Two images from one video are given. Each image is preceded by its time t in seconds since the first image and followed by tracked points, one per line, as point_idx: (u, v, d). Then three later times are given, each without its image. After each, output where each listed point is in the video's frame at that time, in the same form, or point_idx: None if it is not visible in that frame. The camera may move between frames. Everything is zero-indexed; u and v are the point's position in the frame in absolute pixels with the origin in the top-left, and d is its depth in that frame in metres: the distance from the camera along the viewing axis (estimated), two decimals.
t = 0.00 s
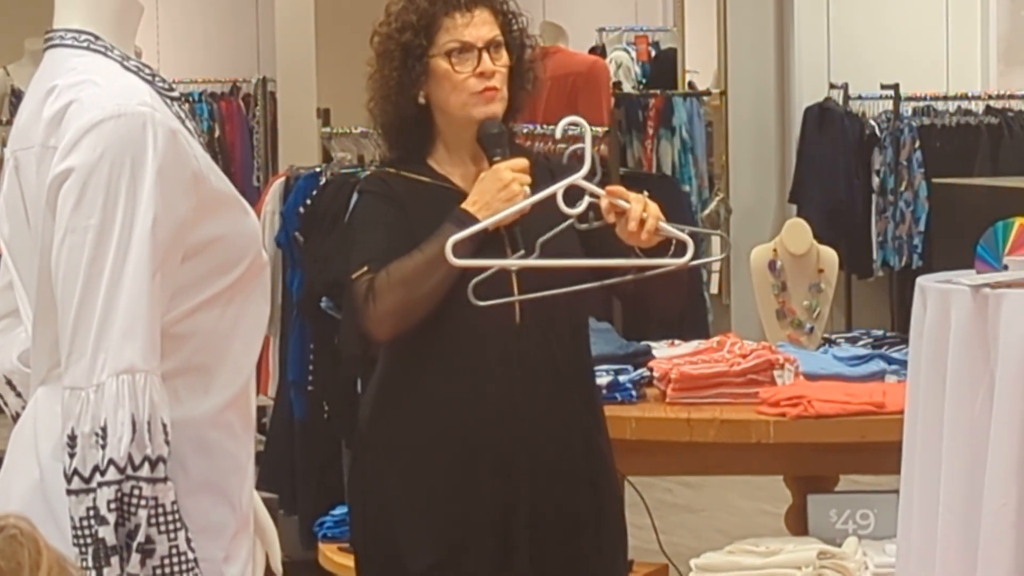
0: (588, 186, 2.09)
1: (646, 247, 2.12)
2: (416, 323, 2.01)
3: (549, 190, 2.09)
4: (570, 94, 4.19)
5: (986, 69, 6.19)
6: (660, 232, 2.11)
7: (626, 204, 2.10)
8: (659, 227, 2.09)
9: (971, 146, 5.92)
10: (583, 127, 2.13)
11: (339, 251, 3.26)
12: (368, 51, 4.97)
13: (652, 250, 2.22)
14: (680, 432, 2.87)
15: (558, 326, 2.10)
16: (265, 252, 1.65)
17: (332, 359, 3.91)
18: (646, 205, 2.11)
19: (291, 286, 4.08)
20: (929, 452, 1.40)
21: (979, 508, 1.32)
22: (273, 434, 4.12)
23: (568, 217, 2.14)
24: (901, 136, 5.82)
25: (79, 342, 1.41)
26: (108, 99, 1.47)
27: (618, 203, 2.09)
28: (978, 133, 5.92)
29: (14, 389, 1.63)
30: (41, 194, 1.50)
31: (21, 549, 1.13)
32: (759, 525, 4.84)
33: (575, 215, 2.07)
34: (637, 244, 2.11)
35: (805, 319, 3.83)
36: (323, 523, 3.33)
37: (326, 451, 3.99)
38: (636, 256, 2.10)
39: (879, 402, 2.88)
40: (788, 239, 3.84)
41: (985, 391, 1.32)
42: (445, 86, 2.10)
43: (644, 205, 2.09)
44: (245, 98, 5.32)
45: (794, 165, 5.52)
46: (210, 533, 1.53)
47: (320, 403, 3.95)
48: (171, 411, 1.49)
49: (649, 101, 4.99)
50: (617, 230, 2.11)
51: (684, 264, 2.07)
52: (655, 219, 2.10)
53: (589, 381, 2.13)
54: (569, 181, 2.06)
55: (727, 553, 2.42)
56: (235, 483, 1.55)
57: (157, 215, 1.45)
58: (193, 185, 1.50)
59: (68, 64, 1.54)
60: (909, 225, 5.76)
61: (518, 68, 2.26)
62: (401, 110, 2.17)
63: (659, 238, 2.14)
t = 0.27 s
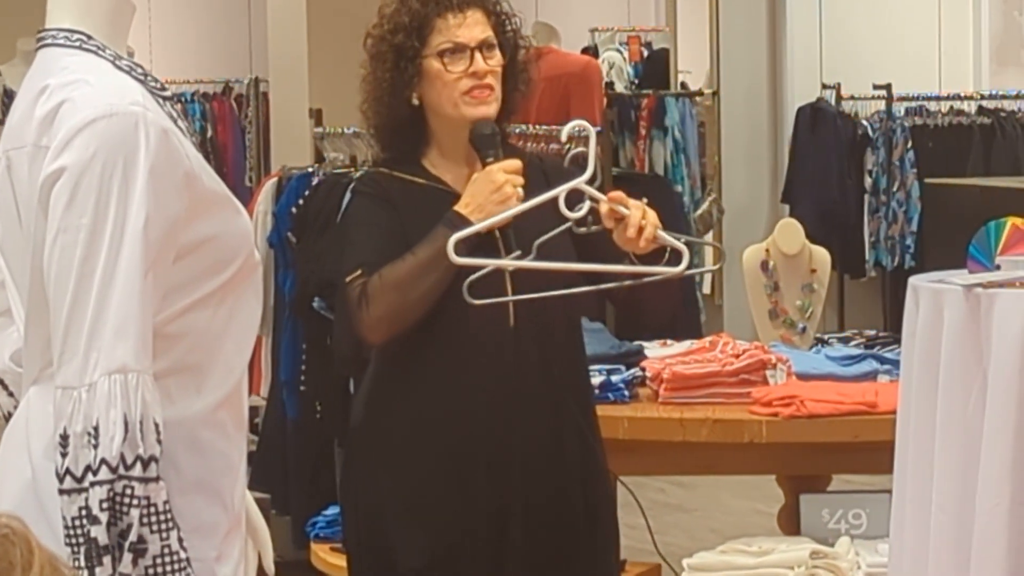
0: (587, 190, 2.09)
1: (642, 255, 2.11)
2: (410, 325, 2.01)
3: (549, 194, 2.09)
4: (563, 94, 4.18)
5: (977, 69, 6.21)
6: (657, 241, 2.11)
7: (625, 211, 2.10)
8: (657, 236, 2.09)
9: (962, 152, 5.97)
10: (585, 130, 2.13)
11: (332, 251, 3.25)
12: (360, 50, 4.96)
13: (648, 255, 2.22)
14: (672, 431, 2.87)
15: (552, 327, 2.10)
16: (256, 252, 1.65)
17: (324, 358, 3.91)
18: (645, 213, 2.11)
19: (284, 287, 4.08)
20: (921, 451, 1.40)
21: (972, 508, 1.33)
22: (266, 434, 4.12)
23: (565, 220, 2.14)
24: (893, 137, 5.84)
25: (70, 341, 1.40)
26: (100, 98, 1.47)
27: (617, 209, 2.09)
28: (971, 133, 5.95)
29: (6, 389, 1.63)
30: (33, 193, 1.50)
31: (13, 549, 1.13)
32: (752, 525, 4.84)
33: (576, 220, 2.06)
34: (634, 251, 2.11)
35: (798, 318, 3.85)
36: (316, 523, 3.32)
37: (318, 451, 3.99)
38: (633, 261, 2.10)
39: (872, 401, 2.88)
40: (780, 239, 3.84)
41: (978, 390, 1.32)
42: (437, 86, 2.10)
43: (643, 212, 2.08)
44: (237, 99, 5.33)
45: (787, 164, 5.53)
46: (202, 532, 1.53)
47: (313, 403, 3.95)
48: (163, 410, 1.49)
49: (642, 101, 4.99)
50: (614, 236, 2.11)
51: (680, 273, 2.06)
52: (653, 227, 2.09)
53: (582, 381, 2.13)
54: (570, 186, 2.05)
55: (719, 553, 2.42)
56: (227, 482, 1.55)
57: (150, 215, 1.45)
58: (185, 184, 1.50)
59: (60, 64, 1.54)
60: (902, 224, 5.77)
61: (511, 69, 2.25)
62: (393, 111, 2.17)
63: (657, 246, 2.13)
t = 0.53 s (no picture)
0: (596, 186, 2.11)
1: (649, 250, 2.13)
2: (410, 323, 2.01)
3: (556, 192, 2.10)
4: (560, 92, 4.18)
5: (976, 67, 6.21)
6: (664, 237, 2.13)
7: (633, 207, 2.11)
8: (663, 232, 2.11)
9: (960, 150, 5.95)
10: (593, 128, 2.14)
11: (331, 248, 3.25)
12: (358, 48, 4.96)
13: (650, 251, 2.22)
14: (670, 429, 2.88)
15: (551, 325, 2.10)
16: (256, 249, 1.65)
17: (321, 357, 3.92)
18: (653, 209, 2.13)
19: (282, 285, 4.08)
20: (920, 448, 1.40)
21: (971, 505, 1.33)
22: (264, 432, 4.12)
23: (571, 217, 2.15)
24: (891, 135, 5.84)
25: (70, 338, 1.40)
26: (99, 96, 1.47)
27: (626, 205, 2.11)
28: (968, 131, 5.93)
29: (5, 386, 1.63)
30: (32, 191, 1.50)
31: (13, 546, 1.13)
32: (749, 523, 4.84)
33: (584, 215, 2.09)
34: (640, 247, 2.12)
35: (796, 316, 3.85)
36: (314, 521, 3.32)
37: (316, 450, 3.99)
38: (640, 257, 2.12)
39: (870, 399, 2.89)
40: (778, 236, 3.84)
41: (976, 388, 1.33)
42: (435, 82, 2.11)
43: (652, 209, 2.10)
44: (235, 97, 5.31)
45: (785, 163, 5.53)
46: (201, 529, 1.53)
47: (310, 401, 3.95)
48: (162, 408, 1.49)
49: (639, 99, 5.02)
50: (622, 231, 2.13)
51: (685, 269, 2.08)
52: (661, 223, 2.11)
53: (580, 379, 2.13)
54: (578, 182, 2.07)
55: (718, 551, 2.42)
56: (226, 479, 1.55)
57: (149, 211, 1.45)
58: (184, 182, 1.50)
59: (59, 62, 1.54)
60: (900, 223, 5.78)
61: (510, 65, 2.25)
62: (393, 108, 2.17)
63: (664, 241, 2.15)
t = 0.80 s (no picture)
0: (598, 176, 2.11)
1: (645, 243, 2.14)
2: (408, 320, 2.01)
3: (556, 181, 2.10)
4: (559, 90, 4.18)
5: (974, 66, 6.21)
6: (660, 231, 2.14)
7: (633, 199, 2.12)
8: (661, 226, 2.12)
9: (959, 145, 5.93)
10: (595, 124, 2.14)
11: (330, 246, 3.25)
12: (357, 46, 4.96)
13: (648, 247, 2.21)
14: (669, 427, 2.88)
15: (550, 322, 2.10)
16: (255, 245, 1.64)
17: (319, 355, 3.92)
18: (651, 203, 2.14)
19: (280, 283, 4.08)
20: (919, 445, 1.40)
21: (970, 503, 1.33)
22: (262, 430, 4.12)
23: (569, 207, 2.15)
24: (890, 133, 5.84)
25: (69, 334, 1.40)
26: (98, 91, 1.47)
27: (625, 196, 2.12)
28: (966, 129, 5.91)
29: (3, 382, 1.63)
30: (31, 186, 1.50)
31: (13, 541, 1.13)
32: (748, 521, 4.84)
33: (585, 204, 2.09)
34: (637, 239, 2.13)
35: (795, 314, 3.85)
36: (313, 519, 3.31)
37: (315, 448, 3.99)
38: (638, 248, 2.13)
39: (869, 397, 2.89)
40: (776, 234, 3.84)
41: (976, 385, 1.33)
42: (436, 83, 2.10)
43: (651, 202, 2.11)
44: (234, 95, 5.31)
45: (783, 163, 5.54)
46: (201, 525, 1.52)
47: (309, 399, 3.96)
48: (161, 404, 1.49)
49: (637, 97, 5.01)
50: (619, 222, 2.14)
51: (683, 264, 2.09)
52: (659, 217, 2.12)
53: (580, 377, 2.13)
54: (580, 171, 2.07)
55: (717, 549, 2.42)
56: (225, 476, 1.55)
57: (148, 207, 1.44)
58: (184, 177, 1.50)
59: (58, 57, 1.53)
60: (898, 221, 5.79)
61: (511, 65, 2.25)
62: (393, 105, 2.17)
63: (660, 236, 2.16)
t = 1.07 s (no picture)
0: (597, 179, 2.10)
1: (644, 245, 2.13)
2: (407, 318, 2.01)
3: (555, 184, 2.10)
4: (559, 89, 4.18)
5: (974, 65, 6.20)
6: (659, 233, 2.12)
7: (632, 202, 2.11)
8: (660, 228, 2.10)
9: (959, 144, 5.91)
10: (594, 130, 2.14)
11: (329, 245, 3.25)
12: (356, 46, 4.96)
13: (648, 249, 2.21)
14: (669, 426, 2.88)
15: (549, 320, 2.10)
16: (254, 244, 1.64)
17: (319, 354, 3.92)
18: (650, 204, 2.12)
19: (280, 282, 4.09)
20: (918, 444, 1.40)
21: (970, 502, 1.33)
22: (261, 429, 4.12)
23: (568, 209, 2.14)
24: (889, 132, 5.83)
25: (68, 333, 1.40)
26: (97, 89, 1.47)
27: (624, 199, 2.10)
28: (966, 128, 5.91)
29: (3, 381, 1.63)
30: (30, 185, 1.50)
31: (13, 539, 1.13)
32: (747, 520, 4.84)
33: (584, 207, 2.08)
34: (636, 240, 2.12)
35: (794, 313, 3.84)
36: (312, 519, 3.31)
37: (315, 447, 3.99)
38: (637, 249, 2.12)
39: (869, 396, 2.89)
40: (776, 233, 3.84)
41: (975, 384, 1.32)
42: (434, 78, 2.10)
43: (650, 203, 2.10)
44: (233, 95, 5.31)
45: (782, 163, 5.56)
46: (200, 524, 1.52)
47: (309, 399, 3.96)
48: (160, 402, 1.49)
49: (637, 97, 5.00)
50: (618, 224, 2.12)
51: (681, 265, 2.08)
52: (658, 218, 2.11)
53: (579, 376, 2.13)
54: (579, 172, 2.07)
55: (716, 548, 2.42)
56: (224, 474, 1.55)
57: (147, 206, 1.44)
58: (183, 176, 1.50)
59: (57, 55, 1.53)
60: (897, 221, 5.79)
61: (511, 63, 2.24)
62: (393, 103, 2.17)
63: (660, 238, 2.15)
